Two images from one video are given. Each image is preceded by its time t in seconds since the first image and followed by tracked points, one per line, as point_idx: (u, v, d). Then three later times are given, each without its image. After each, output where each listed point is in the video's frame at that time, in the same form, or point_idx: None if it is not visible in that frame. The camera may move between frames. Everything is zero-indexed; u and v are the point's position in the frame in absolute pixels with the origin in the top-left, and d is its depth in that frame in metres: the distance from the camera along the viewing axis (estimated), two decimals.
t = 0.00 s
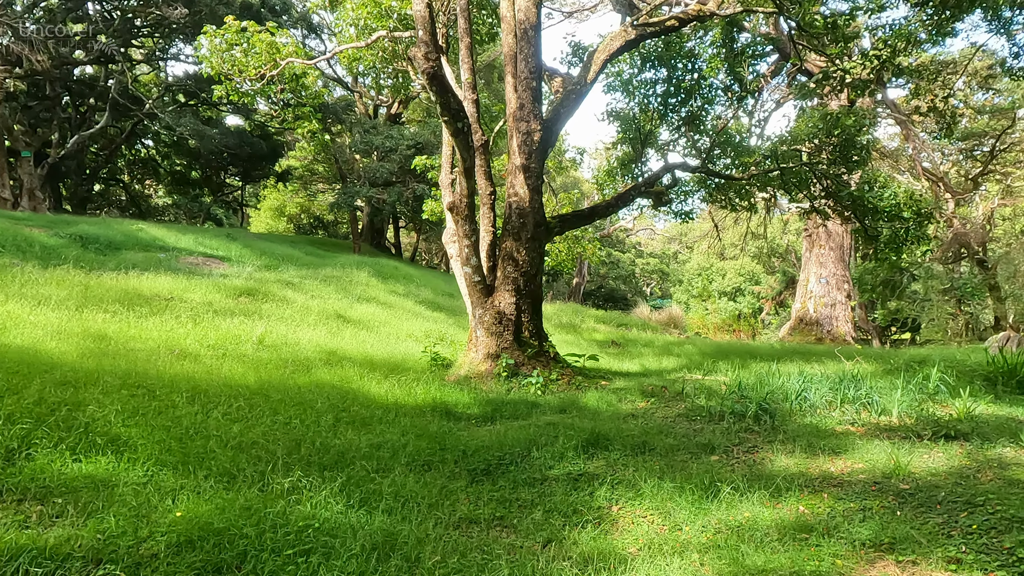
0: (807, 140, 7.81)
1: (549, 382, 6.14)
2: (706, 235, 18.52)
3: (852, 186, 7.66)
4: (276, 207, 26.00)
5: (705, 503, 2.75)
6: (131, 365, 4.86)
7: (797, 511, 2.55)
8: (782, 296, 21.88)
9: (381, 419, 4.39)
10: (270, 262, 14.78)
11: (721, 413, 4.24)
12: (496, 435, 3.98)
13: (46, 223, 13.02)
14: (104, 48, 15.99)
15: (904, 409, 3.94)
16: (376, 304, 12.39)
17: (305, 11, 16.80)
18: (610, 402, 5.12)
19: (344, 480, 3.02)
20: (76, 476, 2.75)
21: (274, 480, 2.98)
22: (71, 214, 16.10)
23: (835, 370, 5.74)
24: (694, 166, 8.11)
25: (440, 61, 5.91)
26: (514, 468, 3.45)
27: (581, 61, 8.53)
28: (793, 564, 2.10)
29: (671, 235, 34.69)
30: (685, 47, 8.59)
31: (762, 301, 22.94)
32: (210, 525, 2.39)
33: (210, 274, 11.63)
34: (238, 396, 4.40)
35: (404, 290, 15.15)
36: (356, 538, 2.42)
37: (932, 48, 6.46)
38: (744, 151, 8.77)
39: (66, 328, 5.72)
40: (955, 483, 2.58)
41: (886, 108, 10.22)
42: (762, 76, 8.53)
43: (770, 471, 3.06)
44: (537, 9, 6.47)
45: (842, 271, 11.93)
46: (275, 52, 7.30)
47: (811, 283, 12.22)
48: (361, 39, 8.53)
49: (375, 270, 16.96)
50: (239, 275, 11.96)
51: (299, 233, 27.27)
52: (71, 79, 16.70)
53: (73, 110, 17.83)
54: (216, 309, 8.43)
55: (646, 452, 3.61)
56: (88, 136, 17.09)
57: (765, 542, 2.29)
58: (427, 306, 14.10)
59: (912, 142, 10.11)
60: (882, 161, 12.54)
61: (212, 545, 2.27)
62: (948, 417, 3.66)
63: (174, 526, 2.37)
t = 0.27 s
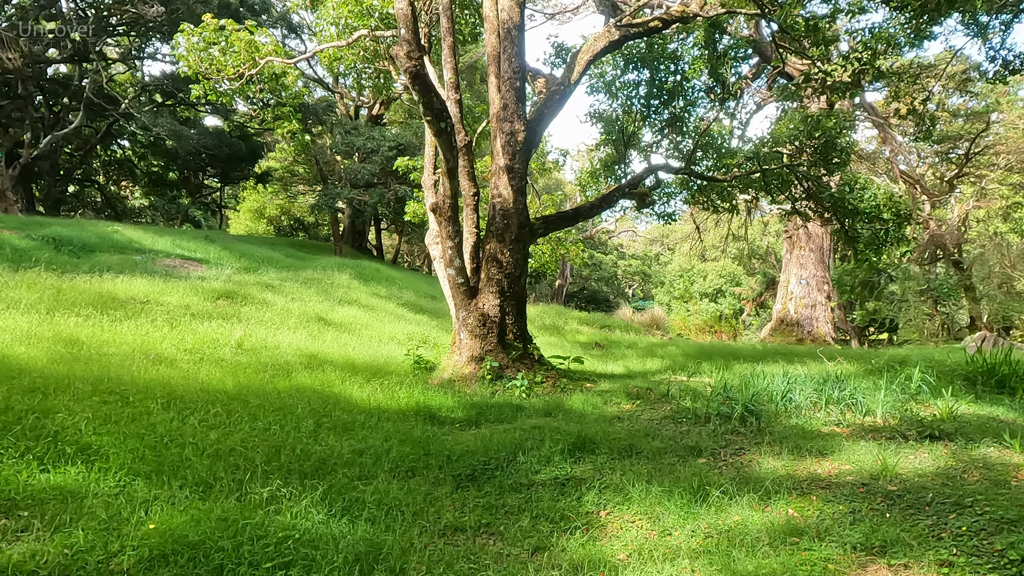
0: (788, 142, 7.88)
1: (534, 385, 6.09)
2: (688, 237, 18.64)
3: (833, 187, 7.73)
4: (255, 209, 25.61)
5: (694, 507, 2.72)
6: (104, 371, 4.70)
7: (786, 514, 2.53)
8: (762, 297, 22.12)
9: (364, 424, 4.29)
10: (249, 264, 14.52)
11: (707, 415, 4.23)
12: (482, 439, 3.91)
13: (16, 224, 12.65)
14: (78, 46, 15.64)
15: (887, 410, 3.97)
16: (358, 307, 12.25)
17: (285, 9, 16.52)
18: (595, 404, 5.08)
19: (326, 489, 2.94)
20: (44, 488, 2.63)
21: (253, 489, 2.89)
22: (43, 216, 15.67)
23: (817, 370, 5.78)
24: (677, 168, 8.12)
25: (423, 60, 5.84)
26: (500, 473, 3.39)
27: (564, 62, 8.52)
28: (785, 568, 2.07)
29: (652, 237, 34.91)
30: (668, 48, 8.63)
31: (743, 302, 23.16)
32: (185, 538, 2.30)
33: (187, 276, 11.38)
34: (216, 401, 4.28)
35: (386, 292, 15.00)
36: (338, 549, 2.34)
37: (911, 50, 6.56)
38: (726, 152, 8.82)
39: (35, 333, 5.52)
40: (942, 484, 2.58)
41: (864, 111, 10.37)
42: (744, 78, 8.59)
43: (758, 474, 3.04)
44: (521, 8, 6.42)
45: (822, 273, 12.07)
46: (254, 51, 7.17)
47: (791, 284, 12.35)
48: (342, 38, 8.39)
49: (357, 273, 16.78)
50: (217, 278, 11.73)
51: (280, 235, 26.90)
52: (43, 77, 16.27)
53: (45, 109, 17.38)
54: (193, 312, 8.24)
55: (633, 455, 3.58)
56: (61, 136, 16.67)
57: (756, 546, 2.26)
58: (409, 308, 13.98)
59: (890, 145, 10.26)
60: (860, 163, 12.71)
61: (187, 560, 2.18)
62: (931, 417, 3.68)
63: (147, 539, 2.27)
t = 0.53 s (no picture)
0: (769, 144, 7.96)
1: (519, 386, 6.06)
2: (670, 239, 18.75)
3: (814, 189, 7.82)
4: (235, 210, 25.23)
5: (682, 508, 2.72)
6: (79, 374, 4.57)
7: (774, 514, 2.54)
8: (744, 297, 22.35)
9: (347, 427, 4.22)
10: (229, 266, 14.29)
11: (693, 415, 4.23)
12: (467, 442, 3.87)
13: None
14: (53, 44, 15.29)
15: (870, 409, 4.02)
16: (340, 309, 12.12)
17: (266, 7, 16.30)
18: (581, 406, 5.08)
19: (309, 494, 2.87)
20: (16, 496, 2.53)
21: (234, 496, 2.81)
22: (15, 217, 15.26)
23: (801, 370, 5.82)
24: (660, 169, 8.16)
25: (407, 59, 5.78)
26: (487, 476, 3.35)
27: (548, 63, 8.53)
28: (773, 569, 2.07)
29: (634, 238, 35.08)
30: (650, 50, 8.68)
31: (724, 303, 23.37)
32: (163, 547, 2.24)
33: (166, 278, 11.16)
34: (196, 405, 4.18)
35: (369, 294, 14.86)
36: (323, 556, 2.29)
37: (890, 52, 6.68)
38: (708, 153, 8.89)
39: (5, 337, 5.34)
40: (927, 482, 2.60)
41: (843, 114, 10.51)
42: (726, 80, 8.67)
43: (745, 474, 3.05)
44: (505, 8, 6.40)
45: (803, 274, 12.22)
46: (234, 50, 7.06)
47: (772, 285, 12.48)
48: (323, 38, 8.28)
49: (339, 275, 16.61)
50: (196, 280, 11.52)
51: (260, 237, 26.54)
52: (16, 75, 15.85)
53: (18, 108, 16.94)
54: (172, 314, 8.07)
55: (620, 456, 3.56)
56: (35, 136, 16.25)
57: (745, 548, 2.25)
58: (393, 310, 13.86)
59: (867, 147, 10.42)
60: (839, 165, 12.88)
61: (165, 569, 2.12)
62: (914, 415, 3.72)
63: (123, 549, 2.20)
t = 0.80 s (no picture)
0: (753, 145, 8.03)
1: (506, 388, 6.03)
2: (654, 240, 18.85)
3: (796, 190, 7.90)
4: (215, 211, 24.86)
5: (672, 510, 2.71)
6: (56, 379, 4.45)
7: (763, 515, 2.54)
8: (726, 297, 22.53)
9: (332, 431, 4.16)
10: (209, 268, 14.07)
11: (680, 416, 4.24)
12: (455, 445, 3.83)
13: None
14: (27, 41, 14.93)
15: (854, 408, 4.06)
16: (323, 311, 11.99)
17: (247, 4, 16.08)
18: (568, 407, 5.07)
19: (294, 501, 2.82)
20: None
21: (218, 503, 2.76)
22: None
23: (784, 370, 5.87)
24: (645, 170, 8.19)
25: (392, 59, 5.73)
26: (475, 479, 3.32)
27: (533, 63, 8.53)
28: (764, 571, 2.07)
29: (618, 239, 35.24)
30: (635, 51, 8.72)
31: (707, 303, 23.57)
32: (145, 558, 2.18)
33: (145, 280, 10.94)
34: (178, 410, 4.09)
35: (353, 296, 14.73)
36: (311, 565, 2.25)
37: (870, 55, 6.77)
38: (692, 155, 8.95)
39: None
40: (914, 482, 2.62)
41: (823, 116, 10.66)
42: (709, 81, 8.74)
43: (734, 475, 3.06)
44: (491, 8, 6.37)
45: (785, 274, 12.36)
46: (215, 49, 6.94)
47: (755, 285, 12.61)
48: (307, 37, 8.19)
49: (322, 276, 16.44)
50: (176, 282, 11.32)
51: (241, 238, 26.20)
52: None
53: None
54: (152, 317, 7.91)
55: (608, 458, 3.56)
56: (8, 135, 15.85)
57: (736, 550, 2.25)
58: (377, 312, 13.75)
59: (848, 149, 10.56)
60: (819, 167, 13.05)
61: None
62: (897, 415, 3.77)
63: (103, 561, 2.14)
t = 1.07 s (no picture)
0: (736, 146, 8.08)
1: (492, 390, 6.00)
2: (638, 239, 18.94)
3: (779, 191, 7.98)
4: (196, 212, 24.50)
5: (661, 512, 2.71)
6: (32, 384, 4.34)
7: (751, 516, 2.55)
8: (710, 297, 22.72)
9: (317, 434, 4.10)
10: (190, 269, 13.84)
11: (667, 417, 4.25)
12: (442, 448, 3.80)
13: None
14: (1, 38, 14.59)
15: (839, 408, 4.09)
16: (307, 312, 11.86)
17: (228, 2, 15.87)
18: (555, 408, 5.06)
19: (279, 508, 2.76)
20: None
21: (201, 510, 2.70)
22: None
23: (769, 369, 5.92)
24: (630, 171, 8.21)
25: (376, 58, 5.67)
26: (462, 483, 3.28)
27: (518, 63, 8.51)
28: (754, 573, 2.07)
29: (602, 239, 35.37)
30: (619, 52, 8.75)
31: (690, 303, 23.76)
32: (125, 569, 2.13)
33: (124, 282, 10.74)
34: (159, 415, 4.01)
35: (336, 296, 14.58)
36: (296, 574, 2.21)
37: (851, 57, 6.86)
38: (677, 155, 9.01)
39: None
40: (899, 482, 2.65)
41: (804, 117, 10.78)
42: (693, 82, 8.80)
43: (722, 476, 3.07)
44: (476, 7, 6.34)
45: (767, 274, 12.48)
46: (196, 47, 6.81)
47: (738, 285, 12.73)
48: (289, 35, 8.09)
49: (305, 277, 16.27)
50: (157, 283, 11.12)
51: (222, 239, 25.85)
52: None
53: None
54: (132, 319, 7.76)
55: (596, 460, 3.55)
56: None
57: (725, 552, 2.25)
58: (361, 313, 13.65)
59: (828, 149, 10.69)
60: (800, 167, 13.20)
61: None
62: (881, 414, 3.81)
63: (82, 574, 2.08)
